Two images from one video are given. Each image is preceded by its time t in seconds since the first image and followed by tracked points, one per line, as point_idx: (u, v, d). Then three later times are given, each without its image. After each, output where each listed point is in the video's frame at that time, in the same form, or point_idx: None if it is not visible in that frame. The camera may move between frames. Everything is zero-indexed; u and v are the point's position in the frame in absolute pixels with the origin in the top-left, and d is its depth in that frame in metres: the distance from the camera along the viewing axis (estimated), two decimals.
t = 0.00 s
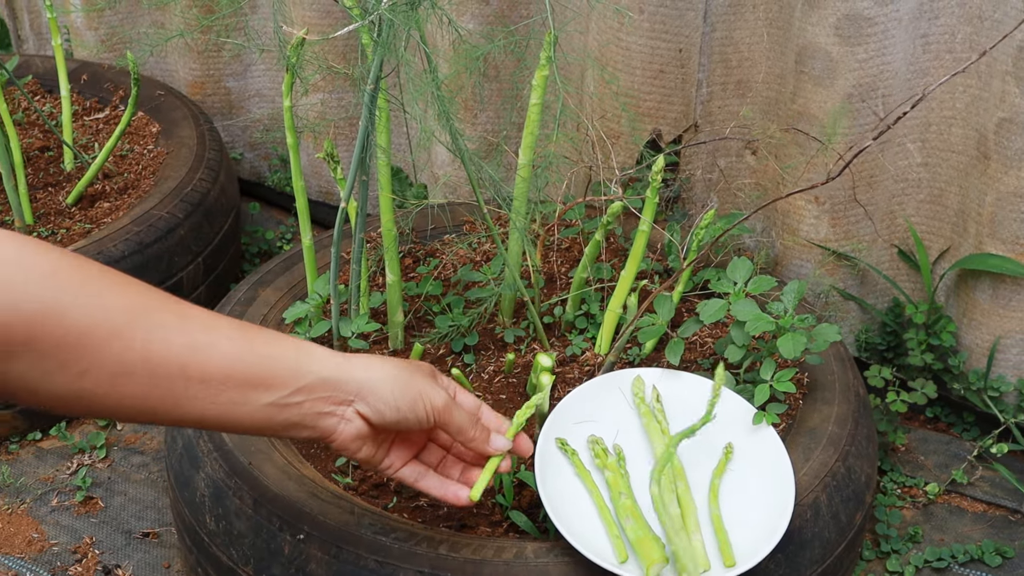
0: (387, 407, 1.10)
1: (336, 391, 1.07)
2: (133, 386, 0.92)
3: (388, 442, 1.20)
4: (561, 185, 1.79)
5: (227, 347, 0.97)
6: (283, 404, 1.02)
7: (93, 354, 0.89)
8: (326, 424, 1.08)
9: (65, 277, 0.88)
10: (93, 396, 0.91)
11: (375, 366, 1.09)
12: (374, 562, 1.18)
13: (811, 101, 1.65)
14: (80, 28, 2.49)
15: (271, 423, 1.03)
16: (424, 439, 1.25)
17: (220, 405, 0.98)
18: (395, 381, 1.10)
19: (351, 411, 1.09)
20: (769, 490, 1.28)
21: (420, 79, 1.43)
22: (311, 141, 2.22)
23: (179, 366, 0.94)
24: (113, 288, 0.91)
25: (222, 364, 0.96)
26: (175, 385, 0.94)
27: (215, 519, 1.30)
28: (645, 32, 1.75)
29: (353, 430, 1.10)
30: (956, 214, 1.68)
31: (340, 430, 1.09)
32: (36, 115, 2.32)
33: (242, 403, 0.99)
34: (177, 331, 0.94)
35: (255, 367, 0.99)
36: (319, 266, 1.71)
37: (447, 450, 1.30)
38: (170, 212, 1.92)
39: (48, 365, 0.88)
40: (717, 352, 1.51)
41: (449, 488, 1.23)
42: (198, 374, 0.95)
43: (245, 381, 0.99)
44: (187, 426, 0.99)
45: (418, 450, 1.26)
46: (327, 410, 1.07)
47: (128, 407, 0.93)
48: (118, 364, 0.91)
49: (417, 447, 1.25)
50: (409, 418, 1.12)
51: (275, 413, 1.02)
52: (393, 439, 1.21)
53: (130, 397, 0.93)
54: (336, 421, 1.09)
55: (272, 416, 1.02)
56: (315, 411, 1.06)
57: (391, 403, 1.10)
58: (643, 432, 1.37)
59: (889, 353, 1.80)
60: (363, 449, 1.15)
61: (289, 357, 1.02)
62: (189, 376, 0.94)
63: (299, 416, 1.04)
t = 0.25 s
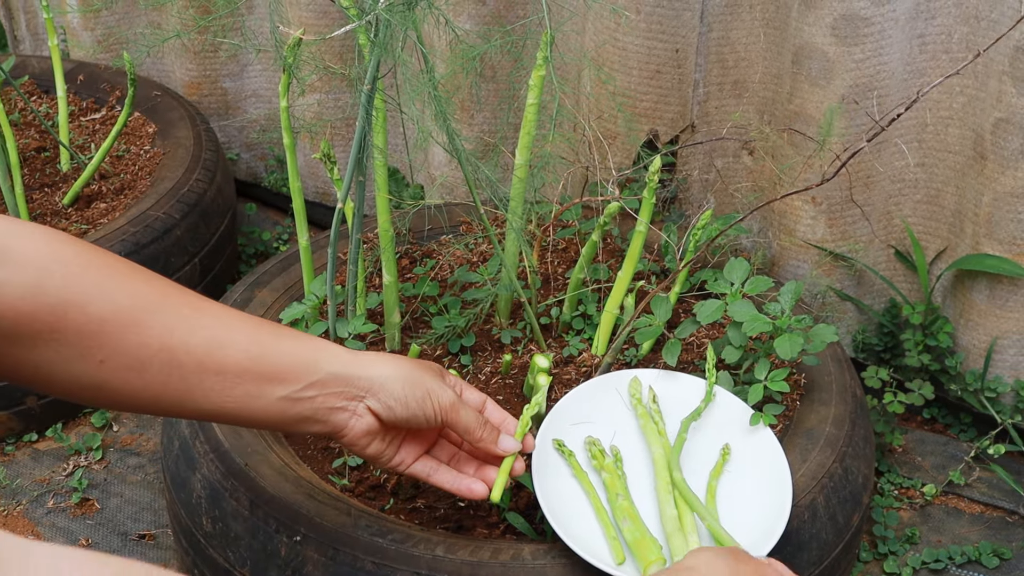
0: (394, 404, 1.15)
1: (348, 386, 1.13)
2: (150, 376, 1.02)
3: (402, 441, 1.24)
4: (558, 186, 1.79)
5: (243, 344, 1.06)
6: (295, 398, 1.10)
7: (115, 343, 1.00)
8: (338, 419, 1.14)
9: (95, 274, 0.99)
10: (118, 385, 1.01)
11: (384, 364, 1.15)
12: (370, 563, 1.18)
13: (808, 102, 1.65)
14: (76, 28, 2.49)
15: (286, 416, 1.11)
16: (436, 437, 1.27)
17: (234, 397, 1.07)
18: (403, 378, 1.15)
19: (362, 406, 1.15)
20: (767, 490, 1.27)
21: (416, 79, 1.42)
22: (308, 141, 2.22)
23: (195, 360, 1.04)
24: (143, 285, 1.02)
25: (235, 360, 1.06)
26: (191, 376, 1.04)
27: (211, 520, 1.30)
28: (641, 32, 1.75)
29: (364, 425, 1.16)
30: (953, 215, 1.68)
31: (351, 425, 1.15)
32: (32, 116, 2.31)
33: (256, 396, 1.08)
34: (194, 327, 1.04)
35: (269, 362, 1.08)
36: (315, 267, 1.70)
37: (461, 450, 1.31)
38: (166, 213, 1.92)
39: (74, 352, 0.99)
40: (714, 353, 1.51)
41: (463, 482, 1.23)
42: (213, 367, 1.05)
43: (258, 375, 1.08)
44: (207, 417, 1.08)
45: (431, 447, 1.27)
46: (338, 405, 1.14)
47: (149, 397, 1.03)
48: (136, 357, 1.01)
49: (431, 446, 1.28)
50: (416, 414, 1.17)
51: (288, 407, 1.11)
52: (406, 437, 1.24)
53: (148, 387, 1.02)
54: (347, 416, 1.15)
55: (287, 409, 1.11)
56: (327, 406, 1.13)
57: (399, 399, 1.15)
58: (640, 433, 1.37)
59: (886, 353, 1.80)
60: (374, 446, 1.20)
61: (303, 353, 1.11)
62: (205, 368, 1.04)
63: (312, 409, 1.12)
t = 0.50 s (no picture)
0: (414, 418, 1.14)
1: (368, 401, 1.13)
2: (165, 393, 1.01)
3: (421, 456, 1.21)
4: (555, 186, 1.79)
5: (260, 362, 1.06)
6: (314, 414, 1.09)
7: (134, 361, 0.99)
8: (358, 434, 1.13)
9: (115, 295, 0.98)
10: (132, 403, 1.00)
11: (404, 379, 1.14)
12: (368, 563, 1.18)
13: (805, 102, 1.65)
14: (73, 28, 2.49)
15: (305, 433, 1.10)
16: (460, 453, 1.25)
17: (249, 413, 1.06)
18: (424, 393, 1.14)
19: (383, 421, 1.14)
20: (765, 490, 1.27)
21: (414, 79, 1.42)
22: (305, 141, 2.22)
23: (212, 376, 1.03)
24: (155, 305, 1.01)
25: (248, 377, 1.05)
26: (208, 393, 1.03)
27: (209, 520, 1.29)
28: (639, 32, 1.75)
29: (384, 441, 1.15)
30: (951, 215, 1.68)
31: (371, 441, 1.14)
32: (29, 115, 2.31)
33: (275, 411, 1.07)
34: (209, 345, 1.03)
35: (284, 378, 1.07)
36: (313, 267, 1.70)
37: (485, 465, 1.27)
38: (163, 213, 1.91)
39: (88, 368, 0.97)
40: (712, 352, 1.51)
41: (488, 499, 1.19)
42: (231, 384, 1.04)
43: (275, 391, 1.06)
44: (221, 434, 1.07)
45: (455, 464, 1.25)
46: (359, 420, 1.13)
47: (164, 413, 1.02)
48: (153, 373, 1.00)
49: (452, 462, 1.25)
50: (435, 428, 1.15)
51: (308, 423, 1.09)
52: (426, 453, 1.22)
53: (163, 403, 1.01)
54: (367, 431, 1.14)
55: (305, 426, 1.09)
56: (346, 421, 1.12)
57: (419, 413, 1.14)
58: (638, 433, 1.36)
59: (883, 353, 1.80)
60: (395, 463, 1.18)
61: (321, 368, 1.10)
62: (223, 386, 1.03)
63: (331, 425, 1.11)
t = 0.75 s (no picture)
0: (359, 426, 1.02)
1: (311, 405, 1.02)
2: (103, 390, 0.91)
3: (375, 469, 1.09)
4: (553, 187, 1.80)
5: (212, 359, 0.96)
6: (254, 416, 0.99)
7: (72, 356, 0.89)
8: (297, 439, 1.03)
9: (55, 281, 0.88)
10: (74, 398, 0.90)
11: (352, 383, 1.03)
12: (367, 563, 1.18)
13: (802, 103, 1.66)
14: (72, 29, 2.49)
15: (246, 436, 1.00)
16: (415, 470, 1.11)
17: (195, 414, 0.96)
18: (371, 398, 1.03)
19: (324, 429, 1.03)
20: (762, 490, 1.28)
21: (414, 81, 1.43)
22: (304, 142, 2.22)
23: (154, 373, 0.93)
24: (89, 296, 0.90)
25: (202, 377, 0.95)
26: (144, 391, 0.93)
27: (208, 521, 1.30)
28: (637, 34, 1.76)
29: (327, 449, 1.04)
30: (948, 216, 1.69)
31: (312, 447, 1.03)
32: (29, 117, 2.31)
33: (215, 414, 0.97)
34: (157, 339, 0.93)
35: (233, 378, 0.97)
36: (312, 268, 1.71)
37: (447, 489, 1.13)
38: (162, 214, 1.91)
39: (28, 361, 0.87)
40: (709, 353, 1.52)
41: (440, 521, 1.11)
42: (172, 382, 0.94)
43: (217, 393, 0.96)
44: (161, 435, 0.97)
45: (411, 482, 1.12)
46: (302, 426, 1.02)
47: (101, 411, 0.92)
48: (91, 369, 0.90)
49: (411, 479, 1.12)
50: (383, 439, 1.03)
51: (246, 426, 0.99)
52: (380, 466, 1.09)
53: (98, 400, 0.91)
54: (306, 437, 1.03)
55: (245, 428, 0.99)
56: (289, 425, 1.01)
57: (364, 420, 1.02)
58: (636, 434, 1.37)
59: (880, 354, 1.81)
60: (340, 472, 1.06)
61: (264, 368, 1.00)
62: (163, 383, 0.93)
63: (271, 428, 1.01)
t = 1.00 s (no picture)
0: (200, 409, 1.15)
1: (154, 390, 1.15)
2: None
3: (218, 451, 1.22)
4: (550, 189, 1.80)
5: (54, 338, 1.10)
6: (99, 394, 1.14)
7: None
8: (140, 420, 1.16)
9: None
10: None
11: (200, 371, 1.16)
12: (365, 564, 1.18)
13: (800, 105, 1.66)
14: (70, 31, 2.49)
15: (93, 412, 1.15)
16: (260, 455, 1.25)
17: (39, 388, 1.11)
18: (215, 385, 1.15)
19: (167, 411, 1.16)
20: (758, 491, 1.28)
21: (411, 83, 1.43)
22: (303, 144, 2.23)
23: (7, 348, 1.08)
24: None
25: (51, 350, 1.10)
26: (8, 364, 1.09)
27: (206, 522, 1.30)
28: (635, 35, 1.75)
29: (169, 428, 1.17)
30: (945, 217, 1.69)
31: (156, 427, 1.17)
32: (27, 118, 2.31)
33: (62, 388, 1.12)
34: (37, 322, 1.10)
35: (78, 356, 1.11)
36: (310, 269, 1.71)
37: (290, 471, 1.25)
38: (160, 216, 1.91)
39: None
40: (707, 354, 1.52)
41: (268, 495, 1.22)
42: (24, 356, 1.09)
43: (64, 369, 1.11)
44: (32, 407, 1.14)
45: (258, 466, 1.25)
46: (146, 408, 1.16)
47: None
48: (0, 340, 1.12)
49: (255, 463, 1.24)
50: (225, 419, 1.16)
51: (93, 402, 1.14)
52: (224, 449, 1.22)
53: None
54: (149, 418, 1.16)
55: (91, 405, 1.14)
56: (134, 406, 1.15)
57: (205, 404, 1.15)
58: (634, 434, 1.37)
59: (878, 356, 1.81)
60: (183, 453, 1.19)
61: (117, 351, 1.14)
62: (17, 358, 1.09)
63: (116, 408, 1.14)
